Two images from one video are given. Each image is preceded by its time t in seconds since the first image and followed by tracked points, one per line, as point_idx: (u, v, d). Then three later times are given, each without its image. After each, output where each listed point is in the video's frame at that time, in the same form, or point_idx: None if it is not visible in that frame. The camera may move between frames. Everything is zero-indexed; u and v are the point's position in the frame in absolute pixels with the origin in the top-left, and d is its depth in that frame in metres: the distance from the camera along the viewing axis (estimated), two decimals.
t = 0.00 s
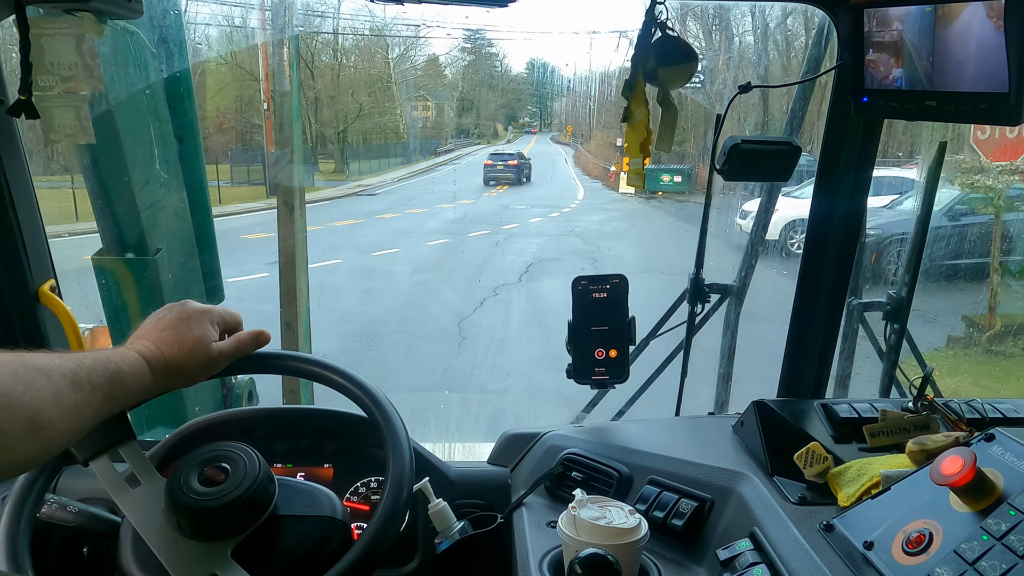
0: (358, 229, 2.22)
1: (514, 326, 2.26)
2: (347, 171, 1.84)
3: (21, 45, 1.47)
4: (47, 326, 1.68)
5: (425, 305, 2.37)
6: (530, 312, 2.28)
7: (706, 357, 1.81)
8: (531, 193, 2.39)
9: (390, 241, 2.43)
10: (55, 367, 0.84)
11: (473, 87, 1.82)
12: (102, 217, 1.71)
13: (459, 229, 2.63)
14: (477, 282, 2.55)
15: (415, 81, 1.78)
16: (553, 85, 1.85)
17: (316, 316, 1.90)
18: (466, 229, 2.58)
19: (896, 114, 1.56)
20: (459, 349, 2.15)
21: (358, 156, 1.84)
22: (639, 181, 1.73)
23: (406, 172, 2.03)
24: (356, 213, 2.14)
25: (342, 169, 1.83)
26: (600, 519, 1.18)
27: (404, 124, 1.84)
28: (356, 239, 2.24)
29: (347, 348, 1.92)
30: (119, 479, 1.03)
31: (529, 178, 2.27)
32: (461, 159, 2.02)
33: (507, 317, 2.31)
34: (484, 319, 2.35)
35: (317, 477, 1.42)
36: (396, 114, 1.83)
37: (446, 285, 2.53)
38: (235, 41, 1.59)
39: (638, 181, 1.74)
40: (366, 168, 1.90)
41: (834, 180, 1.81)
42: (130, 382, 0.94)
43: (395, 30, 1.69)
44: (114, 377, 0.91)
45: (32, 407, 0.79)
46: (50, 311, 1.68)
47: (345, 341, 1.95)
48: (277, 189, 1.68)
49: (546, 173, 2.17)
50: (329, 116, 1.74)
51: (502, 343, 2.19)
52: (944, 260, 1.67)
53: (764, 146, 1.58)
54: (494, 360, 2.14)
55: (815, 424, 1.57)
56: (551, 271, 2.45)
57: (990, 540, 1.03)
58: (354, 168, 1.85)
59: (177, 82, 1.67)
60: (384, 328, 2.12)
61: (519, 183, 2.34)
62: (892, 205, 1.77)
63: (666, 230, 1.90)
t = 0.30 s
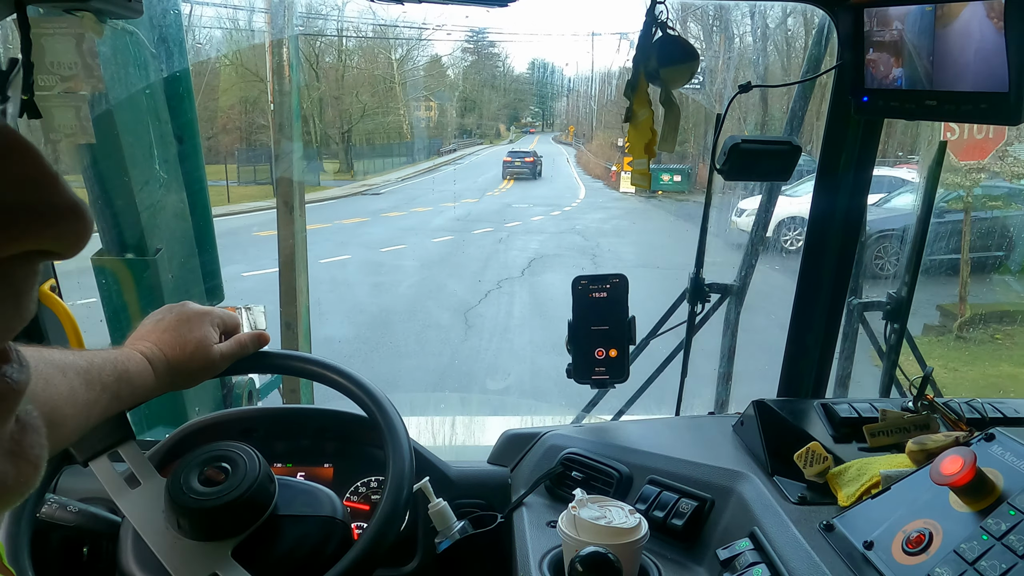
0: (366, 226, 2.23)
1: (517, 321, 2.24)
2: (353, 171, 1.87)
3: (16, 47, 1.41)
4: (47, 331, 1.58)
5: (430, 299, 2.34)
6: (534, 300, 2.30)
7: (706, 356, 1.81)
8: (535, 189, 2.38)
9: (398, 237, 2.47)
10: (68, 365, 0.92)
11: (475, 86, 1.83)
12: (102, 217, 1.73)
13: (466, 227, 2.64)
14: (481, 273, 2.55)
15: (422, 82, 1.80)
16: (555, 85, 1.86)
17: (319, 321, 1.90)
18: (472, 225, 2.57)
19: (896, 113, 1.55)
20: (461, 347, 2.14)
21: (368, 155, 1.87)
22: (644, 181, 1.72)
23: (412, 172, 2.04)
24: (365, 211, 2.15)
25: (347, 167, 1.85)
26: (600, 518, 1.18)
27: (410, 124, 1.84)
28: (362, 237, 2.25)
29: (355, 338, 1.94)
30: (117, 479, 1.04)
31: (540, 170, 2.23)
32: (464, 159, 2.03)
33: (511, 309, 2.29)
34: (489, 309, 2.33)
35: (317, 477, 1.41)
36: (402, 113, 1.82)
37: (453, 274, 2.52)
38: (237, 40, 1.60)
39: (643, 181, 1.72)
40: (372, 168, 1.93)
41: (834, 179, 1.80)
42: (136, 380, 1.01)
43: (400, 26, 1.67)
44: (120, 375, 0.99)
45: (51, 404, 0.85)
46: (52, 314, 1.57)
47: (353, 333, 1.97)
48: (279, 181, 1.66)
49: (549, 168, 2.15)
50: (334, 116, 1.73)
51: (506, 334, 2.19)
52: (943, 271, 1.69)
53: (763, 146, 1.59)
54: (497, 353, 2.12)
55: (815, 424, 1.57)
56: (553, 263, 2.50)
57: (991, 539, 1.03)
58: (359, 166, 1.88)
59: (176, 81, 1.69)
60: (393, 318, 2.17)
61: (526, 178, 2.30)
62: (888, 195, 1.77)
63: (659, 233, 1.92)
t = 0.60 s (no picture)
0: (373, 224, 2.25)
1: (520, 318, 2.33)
2: (355, 171, 1.88)
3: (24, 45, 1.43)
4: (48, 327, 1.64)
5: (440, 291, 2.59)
6: (535, 290, 2.38)
7: (706, 355, 1.82)
8: (540, 187, 2.28)
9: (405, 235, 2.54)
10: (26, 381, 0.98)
11: (478, 87, 1.84)
12: (101, 217, 1.72)
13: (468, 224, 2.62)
14: (485, 266, 2.68)
15: (423, 81, 1.80)
16: (558, 86, 1.86)
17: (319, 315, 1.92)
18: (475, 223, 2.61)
19: (896, 112, 1.55)
20: (467, 335, 2.36)
21: (369, 155, 1.88)
22: (649, 181, 1.72)
23: (412, 172, 2.03)
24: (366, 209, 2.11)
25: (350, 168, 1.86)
26: (600, 518, 1.18)
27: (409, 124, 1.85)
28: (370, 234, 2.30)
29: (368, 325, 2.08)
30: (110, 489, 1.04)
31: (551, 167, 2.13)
32: (467, 159, 2.02)
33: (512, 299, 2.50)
34: (494, 299, 2.55)
35: (317, 477, 1.41)
36: (400, 114, 1.83)
37: (456, 268, 2.71)
38: (239, 41, 1.60)
39: (649, 181, 1.72)
40: (374, 168, 1.93)
41: (834, 177, 1.80)
42: (107, 388, 1.08)
43: (403, 31, 1.69)
44: (89, 383, 1.06)
45: None
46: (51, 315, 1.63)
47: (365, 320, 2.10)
48: (280, 184, 1.68)
49: (549, 181, 2.22)
50: (337, 116, 1.76)
51: (508, 323, 2.35)
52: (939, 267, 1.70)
53: (763, 145, 1.59)
54: (502, 339, 2.30)
55: (816, 423, 1.57)
56: (553, 258, 2.57)
57: (991, 538, 1.03)
58: (361, 166, 1.88)
59: (176, 82, 1.69)
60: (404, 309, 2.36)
61: (534, 172, 2.17)
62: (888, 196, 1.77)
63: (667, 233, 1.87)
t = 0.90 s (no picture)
0: (377, 221, 2.44)
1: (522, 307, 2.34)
2: (358, 170, 2.01)
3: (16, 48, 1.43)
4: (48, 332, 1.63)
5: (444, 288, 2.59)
6: (536, 284, 2.40)
7: (706, 354, 1.82)
8: (540, 186, 2.37)
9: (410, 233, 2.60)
10: None
11: (479, 87, 1.88)
12: (100, 221, 1.71)
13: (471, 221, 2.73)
14: (488, 263, 2.68)
15: (424, 82, 1.87)
16: (559, 85, 1.86)
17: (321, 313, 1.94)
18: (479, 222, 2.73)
19: (895, 110, 1.55)
20: (473, 325, 2.39)
21: (372, 155, 1.99)
22: (636, 180, 1.72)
23: (416, 172, 2.15)
24: (374, 207, 2.35)
25: (354, 166, 1.98)
26: (602, 518, 1.18)
27: (408, 125, 1.93)
28: (377, 229, 2.52)
29: (380, 314, 2.30)
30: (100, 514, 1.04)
31: (555, 164, 2.14)
32: (468, 159, 2.09)
33: (516, 292, 2.43)
34: (498, 291, 2.51)
35: (318, 478, 1.41)
36: (399, 114, 1.92)
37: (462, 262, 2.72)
38: (236, 42, 1.61)
39: (635, 179, 1.72)
40: (378, 167, 2.06)
41: (834, 176, 1.80)
42: (54, 423, 0.98)
43: (405, 28, 1.71)
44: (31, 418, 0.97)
45: None
46: (50, 315, 1.63)
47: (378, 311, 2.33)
48: (277, 186, 1.70)
49: (552, 177, 2.23)
50: (342, 117, 1.86)
51: (513, 312, 2.34)
52: (940, 257, 1.69)
53: (763, 144, 1.59)
54: (507, 327, 2.31)
55: (817, 422, 1.57)
56: (554, 254, 2.58)
57: (992, 536, 1.03)
58: (365, 164, 2.00)
59: (174, 84, 1.70)
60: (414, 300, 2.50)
61: (541, 169, 2.19)
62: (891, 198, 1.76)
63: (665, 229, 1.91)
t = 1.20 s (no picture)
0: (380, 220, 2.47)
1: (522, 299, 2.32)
2: (361, 169, 2.03)
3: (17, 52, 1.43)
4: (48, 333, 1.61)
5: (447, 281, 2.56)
6: (536, 277, 2.38)
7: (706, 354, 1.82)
8: (541, 185, 2.39)
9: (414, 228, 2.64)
10: None
11: (480, 87, 1.88)
12: (99, 222, 1.71)
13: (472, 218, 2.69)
14: (490, 256, 2.63)
15: (423, 81, 1.86)
16: (558, 86, 1.87)
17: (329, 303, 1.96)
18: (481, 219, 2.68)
19: (894, 110, 1.55)
20: (476, 313, 2.37)
21: (373, 154, 2.01)
22: (639, 180, 1.73)
23: (419, 168, 2.17)
24: (378, 205, 2.40)
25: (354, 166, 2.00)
26: (602, 517, 1.18)
27: (408, 125, 1.93)
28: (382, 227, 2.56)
29: (387, 306, 2.33)
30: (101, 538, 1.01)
31: (556, 161, 2.16)
32: (469, 158, 2.12)
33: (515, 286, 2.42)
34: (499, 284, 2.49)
35: (319, 478, 1.41)
36: (399, 116, 1.92)
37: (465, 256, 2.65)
38: (235, 41, 1.63)
39: (638, 178, 1.73)
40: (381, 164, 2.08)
41: (834, 174, 1.80)
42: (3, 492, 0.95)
43: (405, 28, 1.70)
44: None
45: None
46: (50, 316, 1.62)
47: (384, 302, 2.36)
48: (279, 188, 1.77)
49: (552, 172, 2.25)
50: (344, 117, 1.86)
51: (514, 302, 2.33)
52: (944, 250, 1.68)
53: (761, 143, 1.59)
54: (507, 317, 2.30)
55: (817, 422, 1.57)
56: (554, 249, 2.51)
57: (993, 535, 1.03)
58: (367, 163, 2.02)
59: (174, 84, 1.70)
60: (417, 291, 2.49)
61: (544, 166, 2.23)
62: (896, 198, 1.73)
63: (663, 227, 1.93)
